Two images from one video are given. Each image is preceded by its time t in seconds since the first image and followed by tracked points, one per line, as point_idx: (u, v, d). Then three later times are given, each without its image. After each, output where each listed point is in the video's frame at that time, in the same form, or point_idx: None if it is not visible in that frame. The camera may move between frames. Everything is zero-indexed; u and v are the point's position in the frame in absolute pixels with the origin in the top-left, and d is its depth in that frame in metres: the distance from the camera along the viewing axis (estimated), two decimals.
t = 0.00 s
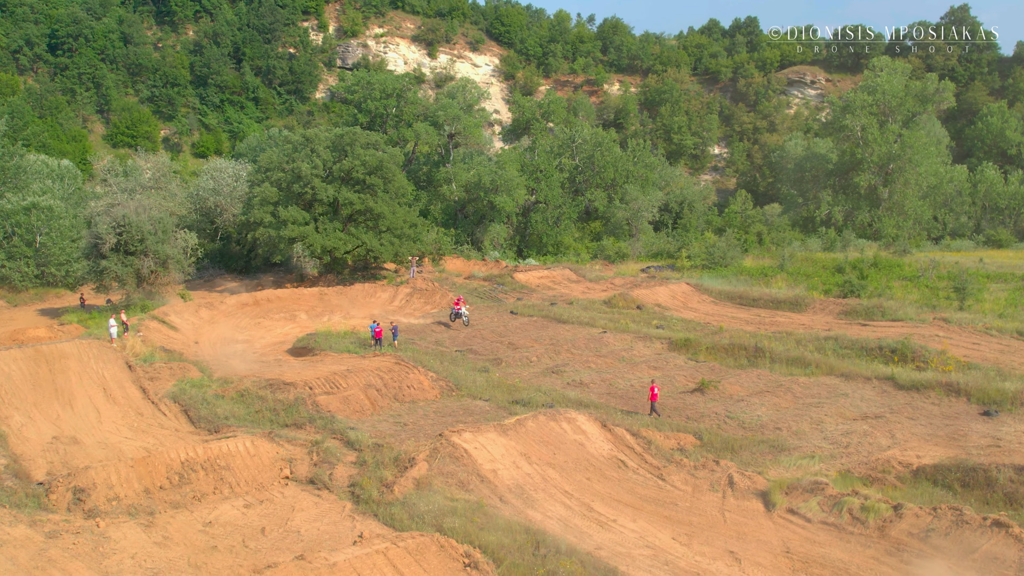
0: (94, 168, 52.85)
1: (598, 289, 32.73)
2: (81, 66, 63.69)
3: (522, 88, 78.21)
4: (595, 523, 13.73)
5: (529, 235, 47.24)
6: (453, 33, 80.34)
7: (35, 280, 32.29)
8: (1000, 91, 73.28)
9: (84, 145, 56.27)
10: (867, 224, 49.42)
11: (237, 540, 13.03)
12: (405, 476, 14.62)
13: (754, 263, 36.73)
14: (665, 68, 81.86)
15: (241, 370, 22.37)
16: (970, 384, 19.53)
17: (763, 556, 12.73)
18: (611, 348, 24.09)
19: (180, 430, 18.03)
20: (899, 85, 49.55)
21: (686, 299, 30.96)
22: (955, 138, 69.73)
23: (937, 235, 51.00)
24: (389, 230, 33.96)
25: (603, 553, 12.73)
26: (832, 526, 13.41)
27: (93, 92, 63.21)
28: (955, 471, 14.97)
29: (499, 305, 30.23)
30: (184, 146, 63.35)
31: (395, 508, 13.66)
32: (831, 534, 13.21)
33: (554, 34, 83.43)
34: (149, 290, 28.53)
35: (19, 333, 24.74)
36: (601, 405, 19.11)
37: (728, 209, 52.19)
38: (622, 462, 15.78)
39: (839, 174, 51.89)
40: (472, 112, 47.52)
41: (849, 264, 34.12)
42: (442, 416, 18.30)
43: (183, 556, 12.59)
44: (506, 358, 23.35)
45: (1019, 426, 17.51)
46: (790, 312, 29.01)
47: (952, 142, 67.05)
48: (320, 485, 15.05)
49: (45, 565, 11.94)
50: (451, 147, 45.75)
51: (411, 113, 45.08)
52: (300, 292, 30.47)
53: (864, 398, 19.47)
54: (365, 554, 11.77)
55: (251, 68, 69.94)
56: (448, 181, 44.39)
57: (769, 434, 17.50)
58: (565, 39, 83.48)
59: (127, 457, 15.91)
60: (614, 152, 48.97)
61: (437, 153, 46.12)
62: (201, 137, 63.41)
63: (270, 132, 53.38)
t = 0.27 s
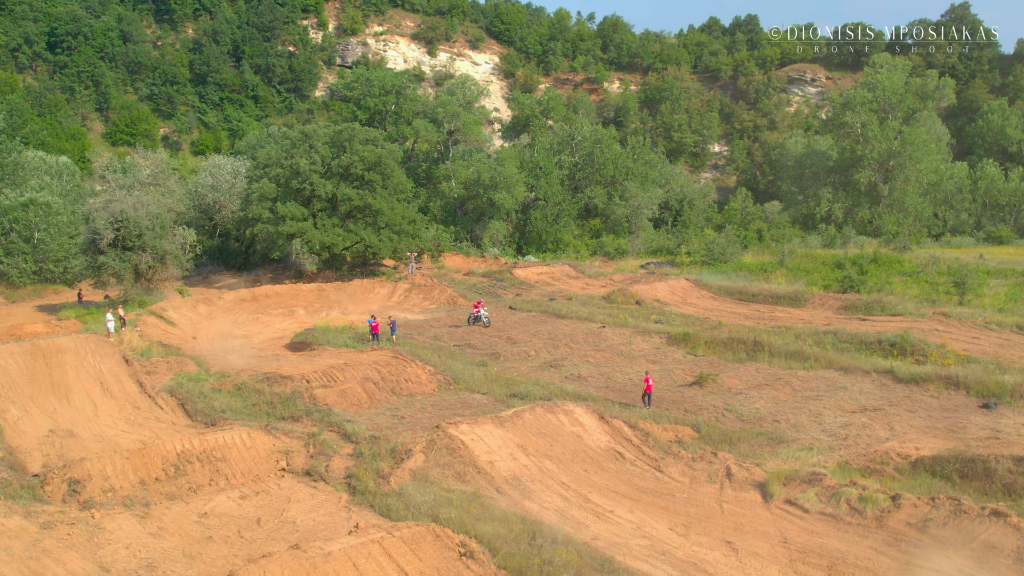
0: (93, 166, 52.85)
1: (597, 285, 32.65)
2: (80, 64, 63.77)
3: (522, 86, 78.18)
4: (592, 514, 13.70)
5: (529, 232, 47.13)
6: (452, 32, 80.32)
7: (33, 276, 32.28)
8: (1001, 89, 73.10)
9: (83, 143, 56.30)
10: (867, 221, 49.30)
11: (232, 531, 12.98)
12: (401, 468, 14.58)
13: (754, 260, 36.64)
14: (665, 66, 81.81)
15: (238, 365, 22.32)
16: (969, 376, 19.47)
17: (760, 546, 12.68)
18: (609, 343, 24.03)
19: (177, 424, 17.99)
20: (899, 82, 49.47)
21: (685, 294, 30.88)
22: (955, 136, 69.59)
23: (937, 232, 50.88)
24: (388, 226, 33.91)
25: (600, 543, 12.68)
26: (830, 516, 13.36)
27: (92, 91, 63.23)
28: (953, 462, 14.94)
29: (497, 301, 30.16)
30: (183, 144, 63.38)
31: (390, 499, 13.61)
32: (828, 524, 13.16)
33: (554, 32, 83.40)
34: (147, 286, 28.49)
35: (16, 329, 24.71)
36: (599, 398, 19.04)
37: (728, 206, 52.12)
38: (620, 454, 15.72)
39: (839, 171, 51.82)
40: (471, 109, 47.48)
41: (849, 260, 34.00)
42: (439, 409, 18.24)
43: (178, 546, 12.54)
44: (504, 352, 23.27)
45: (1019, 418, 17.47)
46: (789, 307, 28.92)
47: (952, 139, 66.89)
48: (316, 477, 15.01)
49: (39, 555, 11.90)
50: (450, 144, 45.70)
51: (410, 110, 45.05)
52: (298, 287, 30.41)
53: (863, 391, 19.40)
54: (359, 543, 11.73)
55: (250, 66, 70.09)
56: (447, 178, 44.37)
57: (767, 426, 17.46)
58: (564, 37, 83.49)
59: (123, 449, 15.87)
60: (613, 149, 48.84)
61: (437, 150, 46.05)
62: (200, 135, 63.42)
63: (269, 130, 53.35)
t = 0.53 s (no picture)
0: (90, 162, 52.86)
1: (594, 277, 32.56)
2: (78, 61, 63.84)
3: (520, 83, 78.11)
4: (584, 497, 13.64)
5: (527, 227, 47.04)
6: (451, 28, 80.27)
7: (28, 268, 32.29)
8: (1000, 84, 72.90)
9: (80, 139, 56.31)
10: (866, 216, 49.13)
11: (221, 513, 12.92)
12: (392, 452, 14.52)
13: (751, 253, 36.55)
14: (665, 63, 81.74)
15: (232, 354, 22.26)
16: (964, 363, 19.41)
17: (751, 528, 12.61)
18: (605, 332, 23.95)
19: (169, 412, 17.93)
20: (898, 76, 49.36)
21: (682, 286, 30.78)
22: (955, 132, 69.46)
23: (936, 227, 50.76)
24: (385, 219, 33.88)
25: (591, 525, 12.62)
26: (822, 499, 13.29)
27: (90, 87, 63.27)
28: (947, 446, 14.88)
29: (493, 293, 30.09)
30: (181, 140, 63.28)
31: (381, 482, 13.55)
32: (821, 507, 13.09)
33: (553, 29, 83.37)
34: (142, 278, 28.47)
35: (10, 320, 24.65)
36: (593, 385, 18.97)
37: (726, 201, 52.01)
38: (612, 439, 15.65)
39: (838, 165, 51.74)
40: (469, 103, 47.47)
41: (846, 252, 33.90)
42: (432, 396, 18.16)
43: (166, 528, 12.49)
44: (500, 341, 23.20)
45: (1014, 405, 17.40)
46: (786, 298, 28.83)
47: (952, 135, 66.75)
48: (307, 462, 14.94)
49: (26, 537, 11.84)
50: (448, 138, 45.64)
51: (407, 105, 45.01)
52: (294, 280, 30.32)
53: (858, 378, 19.32)
54: (348, 523, 11.68)
55: (249, 62, 70.10)
56: (445, 172, 44.34)
57: (761, 412, 17.39)
58: (563, 34, 83.50)
59: (113, 435, 15.81)
60: (612, 144, 48.70)
61: (434, 144, 45.98)
62: (199, 131, 63.37)
63: (267, 125, 53.32)
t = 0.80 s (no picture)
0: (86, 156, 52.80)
1: (588, 266, 32.46)
2: (74, 56, 63.90)
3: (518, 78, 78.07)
4: (567, 473, 13.57)
5: (522, 220, 46.94)
6: (449, 24, 80.19)
7: (21, 259, 32.26)
8: (999, 79, 72.68)
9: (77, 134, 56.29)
10: (863, 208, 48.94)
11: (202, 489, 12.84)
12: (376, 430, 14.46)
13: (746, 243, 36.46)
14: (663, 58, 81.65)
15: (221, 339, 22.17)
16: (955, 346, 19.33)
17: (734, 502, 12.53)
18: (596, 318, 23.86)
19: (155, 394, 17.85)
20: (895, 68, 49.25)
21: (676, 275, 30.68)
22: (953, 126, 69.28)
23: (933, 220, 50.62)
24: (378, 209, 33.81)
25: (573, 499, 12.56)
26: (807, 474, 13.22)
27: (86, 82, 63.30)
28: (934, 423, 14.80)
29: (486, 281, 30.00)
30: (178, 135, 63.15)
31: (363, 458, 13.47)
32: (806, 482, 13.02)
33: (551, 24, 83.32)
34: (133, 266, 28.43)
35: None
36: (581, 367, 18.88)
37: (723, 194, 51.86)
38: (598, 418, 15.57)
39: (834, 158, 51.64)
40: (464, 96, 47.43)
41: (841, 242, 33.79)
42: (419, 378, 18.08)
43: (146, 503, 12.42)
44: (490, 327, 23.11)
45: (1004, 386, 17.33)
46: (780, 286, 28.73)
47: (950, 130, 66.58)
48: (290, 440, 14.87)
49: (4, 510, 11.78)
50: (443, 130, 45.67)
51: (402, 97, 45.09)
52: (286, 269, 30.22)
53: (848, 361, 19.24)
54: (327, 496, 11.62)
55: (246, 58, 70.03)
56: (441, 164, 44.29)
57: (749, 393, 17.31)
58: (561, 30, 83.50)
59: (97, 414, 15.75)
60: (608, 136, 48.56)
61: (430, 137, 45.96)
62: (195, 126, 63.31)
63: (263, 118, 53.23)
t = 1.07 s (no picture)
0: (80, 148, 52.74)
1: (577, 254, 32.36)
2: (69, 50, 63.93)
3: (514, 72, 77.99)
4: (540, 447, 13.50)
5: (515, 212, 46.83)
6: (445, 18, 80.07)
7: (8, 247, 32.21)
8: (996, 73, 72.46)
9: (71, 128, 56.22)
10: (857, 200, 48.76)
11: (171, 461, 12.80)
12: (350, 405, 14.40)
13: (737, 232, 36.39)
14: (659, 53, 81.53)
15: (204, 323, 22.10)
16: (938, 326, 19.27)
17: (706, 474, 12.45)
18: (581, 302, 23.78)
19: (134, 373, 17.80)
20: (889, 60, 49.15)
21: (665, 263, 30.59)
22: (949, 120, 69.12)
23: (928, 212, 50.48)
24: (367, 198, 33.74)
25: (543, 470, 12.49)
26: (780, 447, 13.13)
27: (81, 77, 63.26)
28: (911, 399, 14.72)
29: (474, 268, 29.93)
30: (173, 129, 63.04)
31: (335, 432, 13.42)
32: (778, 454, 12.94)
33: (547, 19, 83.26)
34: (120, 253, 28.44)
35: None
36: (562, 347, 18.81)
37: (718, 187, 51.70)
38: (575, 395, 15.50)
39: (829, 150, 51.51)
40: (456, 87, 47.31)
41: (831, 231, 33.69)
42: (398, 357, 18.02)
43: (114, 474, 12.38)
44: (474, 311, 23.04)
45: (985, 365, 17.26)
46: (768, 273, 28.62)
47: (946, 123, 66.39)
48: (264, 416, 14.80)
49: None
50: (436, 122, 45.64)
51: (395, 88, 44.82)
52: (274, 256, 30.13)
53: (830, 341, 19.16)
54: (293, 465, 11.58)
55: (241, 52, 69.91)
56: (433, 156, 44.14)
57: (729, 371, 17.24)
58: (558, 24, 83.46)
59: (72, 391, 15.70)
60: (601, 128, 48.45)
61: (422, 129, 45.91)
62: (190, 120, 63.23)
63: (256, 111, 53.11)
